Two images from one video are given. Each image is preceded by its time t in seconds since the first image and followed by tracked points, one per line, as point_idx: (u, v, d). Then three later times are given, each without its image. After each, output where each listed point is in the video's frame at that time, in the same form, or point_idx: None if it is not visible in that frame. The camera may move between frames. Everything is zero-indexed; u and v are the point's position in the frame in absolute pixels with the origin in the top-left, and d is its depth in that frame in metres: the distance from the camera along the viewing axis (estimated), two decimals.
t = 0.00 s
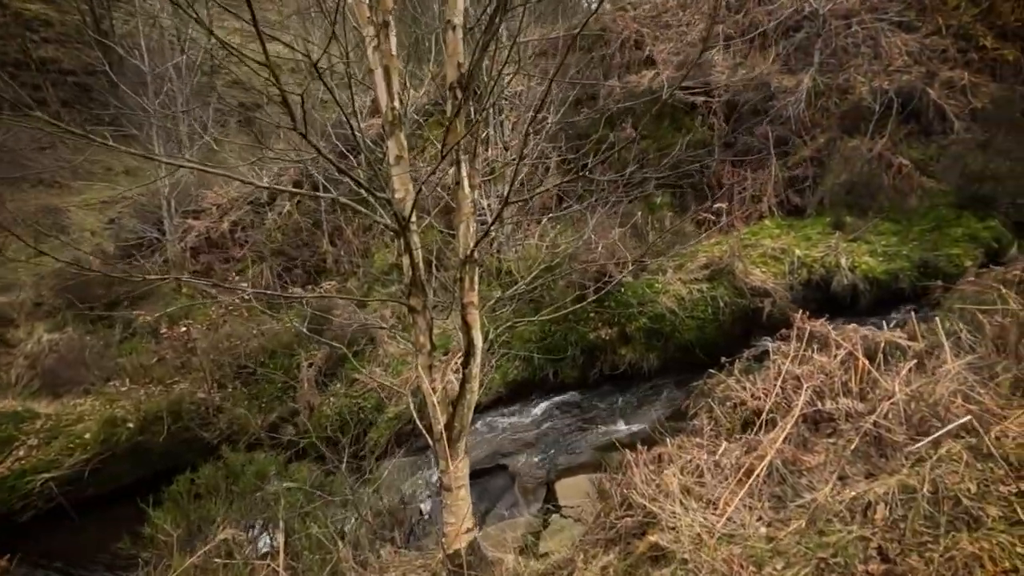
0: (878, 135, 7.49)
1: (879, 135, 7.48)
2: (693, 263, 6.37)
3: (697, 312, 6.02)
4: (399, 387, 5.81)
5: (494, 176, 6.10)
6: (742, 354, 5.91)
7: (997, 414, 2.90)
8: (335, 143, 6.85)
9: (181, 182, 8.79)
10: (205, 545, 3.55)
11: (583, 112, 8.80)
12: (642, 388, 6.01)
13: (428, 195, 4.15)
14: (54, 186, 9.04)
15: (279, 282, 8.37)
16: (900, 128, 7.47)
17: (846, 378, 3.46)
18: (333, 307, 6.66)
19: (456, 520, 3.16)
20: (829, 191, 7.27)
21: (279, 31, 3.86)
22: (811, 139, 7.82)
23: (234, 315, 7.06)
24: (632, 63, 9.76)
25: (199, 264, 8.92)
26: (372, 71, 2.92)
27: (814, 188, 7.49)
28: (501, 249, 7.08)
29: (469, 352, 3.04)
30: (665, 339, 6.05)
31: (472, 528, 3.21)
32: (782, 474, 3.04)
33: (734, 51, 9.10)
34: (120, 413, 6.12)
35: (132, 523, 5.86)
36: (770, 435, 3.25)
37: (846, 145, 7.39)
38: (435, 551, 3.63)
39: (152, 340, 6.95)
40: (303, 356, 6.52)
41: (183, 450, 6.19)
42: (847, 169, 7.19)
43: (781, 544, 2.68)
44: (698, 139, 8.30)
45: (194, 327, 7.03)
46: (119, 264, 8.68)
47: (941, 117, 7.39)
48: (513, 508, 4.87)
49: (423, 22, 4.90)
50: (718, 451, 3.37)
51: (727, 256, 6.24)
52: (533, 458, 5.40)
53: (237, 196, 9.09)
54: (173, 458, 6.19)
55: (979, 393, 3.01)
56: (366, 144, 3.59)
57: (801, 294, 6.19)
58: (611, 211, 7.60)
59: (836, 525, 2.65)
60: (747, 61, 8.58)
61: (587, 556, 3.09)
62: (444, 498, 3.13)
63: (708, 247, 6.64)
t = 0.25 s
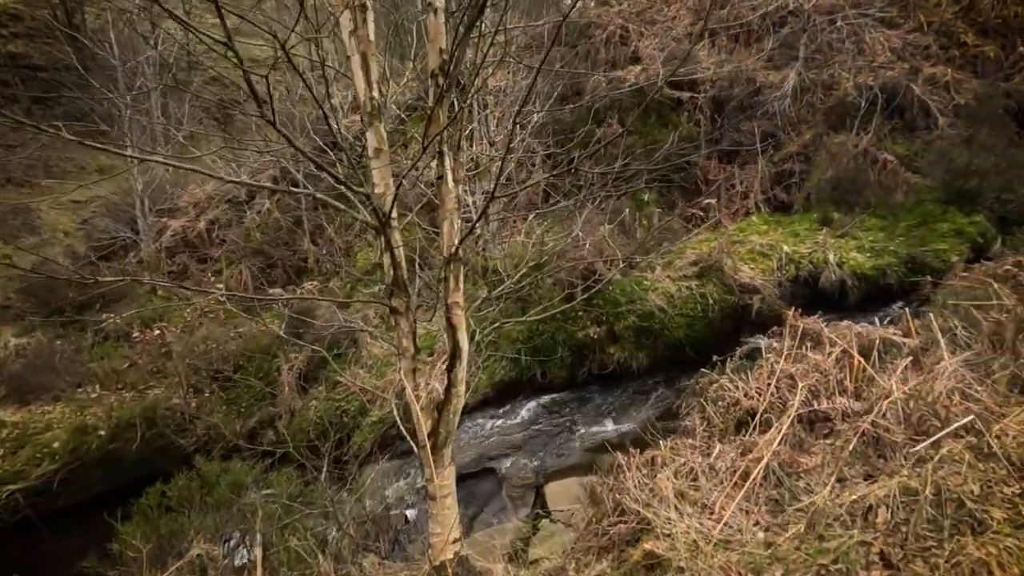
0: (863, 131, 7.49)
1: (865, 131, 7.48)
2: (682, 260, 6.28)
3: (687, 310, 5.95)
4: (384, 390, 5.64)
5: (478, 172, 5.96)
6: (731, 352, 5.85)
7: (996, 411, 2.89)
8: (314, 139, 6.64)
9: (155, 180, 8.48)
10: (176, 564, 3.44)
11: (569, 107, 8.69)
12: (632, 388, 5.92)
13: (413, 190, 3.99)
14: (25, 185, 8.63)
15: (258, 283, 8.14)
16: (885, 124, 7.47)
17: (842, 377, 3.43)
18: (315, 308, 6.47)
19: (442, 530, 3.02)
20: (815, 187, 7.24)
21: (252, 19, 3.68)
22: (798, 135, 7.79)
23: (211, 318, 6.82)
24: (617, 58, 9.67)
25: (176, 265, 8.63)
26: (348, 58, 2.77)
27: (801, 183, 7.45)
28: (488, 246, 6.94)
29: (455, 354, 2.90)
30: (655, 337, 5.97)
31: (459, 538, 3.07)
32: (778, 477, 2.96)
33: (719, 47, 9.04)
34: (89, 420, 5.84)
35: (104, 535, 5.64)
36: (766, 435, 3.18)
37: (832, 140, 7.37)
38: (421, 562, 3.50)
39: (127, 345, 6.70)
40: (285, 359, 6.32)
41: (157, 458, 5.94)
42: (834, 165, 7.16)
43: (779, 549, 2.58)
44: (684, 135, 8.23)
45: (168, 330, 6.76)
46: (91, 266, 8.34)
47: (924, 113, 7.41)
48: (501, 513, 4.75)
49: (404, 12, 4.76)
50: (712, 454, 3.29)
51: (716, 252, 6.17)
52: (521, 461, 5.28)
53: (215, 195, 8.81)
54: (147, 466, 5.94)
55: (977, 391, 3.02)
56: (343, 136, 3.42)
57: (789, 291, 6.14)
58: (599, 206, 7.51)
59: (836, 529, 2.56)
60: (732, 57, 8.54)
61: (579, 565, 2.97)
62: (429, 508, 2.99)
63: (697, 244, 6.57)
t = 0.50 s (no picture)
0: (860, 128, 7.44)
1: (862, 129, 7.43)
2: (679, 259, 6.21)
3: (684, 309, 5.89)
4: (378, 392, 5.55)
5: (473, 170, 5.87)
6: (729, 352, 5.79)
7: (1003, 415, 2.84)
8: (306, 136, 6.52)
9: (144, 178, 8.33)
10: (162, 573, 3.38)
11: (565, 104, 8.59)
12: (629, 388, 5.86)
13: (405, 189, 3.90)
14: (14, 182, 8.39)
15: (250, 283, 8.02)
16: (882, 122, 7.43)
17: (846, 381, 3.37)
18: (308, 309, 6.37)
19: (435, 538, 2.94)
20: (813, 185, 7.18)
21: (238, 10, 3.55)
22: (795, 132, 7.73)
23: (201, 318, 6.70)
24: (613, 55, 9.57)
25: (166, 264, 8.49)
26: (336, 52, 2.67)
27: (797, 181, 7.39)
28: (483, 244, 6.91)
29: (449, 358, 2.82)
30: (652, 337, 5.90)
31: (454, 546, 2.99)
32: (781, 482, 2.91)
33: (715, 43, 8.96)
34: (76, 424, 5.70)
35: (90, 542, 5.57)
36: (767, 440, 3.12)
37: (829, 138, 7.31)
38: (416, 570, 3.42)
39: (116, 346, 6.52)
40: (277, 361, 6.22)
41: (147, 463, 5.84)
42: (831, 162, 7.10)
43: (782, 557, 2.53)
44: (681, 133, 8.16)
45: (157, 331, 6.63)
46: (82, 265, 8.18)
47: (922, 111, 7.37)
48: (497, 517, 4.68)
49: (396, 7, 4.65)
50: (713, 458, 3.21)
51: (714, 251, 6.11)
52: (517, 463, 5.21)
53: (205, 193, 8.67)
54: (136, 470, 5.83)
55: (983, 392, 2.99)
56: (332, 132, 3.31)
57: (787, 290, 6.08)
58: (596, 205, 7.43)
59: (841, 537, 2.51)
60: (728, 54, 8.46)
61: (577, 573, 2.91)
62: (423, 516, 2.90)
63: (694, 242, 6.50)
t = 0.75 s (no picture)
0: (878, 125, 7.27)
1: (880, 125, 7.26)
2: (691, 257, 6.11)
3: (696, 309, 5.81)
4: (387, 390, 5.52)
5: (482, 167, 5.80)
6: (742, 353, 5.69)
7: None
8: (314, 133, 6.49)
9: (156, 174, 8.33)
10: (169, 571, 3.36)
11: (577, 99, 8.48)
12: (639, 389, 5.78)
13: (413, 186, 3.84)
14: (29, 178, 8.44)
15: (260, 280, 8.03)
16: (900, 118, 7.26)
17: (864, 385, 3.30)
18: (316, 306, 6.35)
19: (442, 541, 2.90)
20: (829, 182, 7.03)
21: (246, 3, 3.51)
22: (810, 128, 7.57)
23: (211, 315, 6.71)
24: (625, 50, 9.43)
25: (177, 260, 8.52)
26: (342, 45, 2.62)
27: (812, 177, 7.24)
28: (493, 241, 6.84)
29: (456, 358, 2.77)
30: (663, 337, 5.82)
31: (460, 549, 2.95)
32: (796, 488, 2.83)
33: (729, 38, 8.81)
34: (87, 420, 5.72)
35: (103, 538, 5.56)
36: (781, 445, 3.05)
37: (846, 134, 7.15)
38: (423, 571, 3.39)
39: (126, 341, 6.52)
40: (286, 358, 6.21)
41: (156, 460, 5.84)
42: (848, 159, 6.95)
43: (797, 565, 2.46)
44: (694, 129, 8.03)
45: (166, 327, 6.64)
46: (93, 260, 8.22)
47: (942, 107, 7.20)
48: (505, 517, 4.64)
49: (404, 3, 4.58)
50: (725, 463, 3.14)
51: (726, 250, 6.01)
52: (525, 463, 5.16)
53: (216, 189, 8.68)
54: (145, 466, 5.83)
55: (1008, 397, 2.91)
56: (338, 127, 3.25)
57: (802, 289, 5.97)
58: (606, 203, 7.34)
59: (860, 547, 2.45)
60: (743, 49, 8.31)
61: None
62: (429, 518, 2.86)
63: (707, 241, 6.39)
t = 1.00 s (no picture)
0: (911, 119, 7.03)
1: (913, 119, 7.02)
2: (714, 255, 5.99)
3: (720, 308, 5.70)
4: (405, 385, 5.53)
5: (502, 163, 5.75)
6: (767, 353, 5.57)
7: None
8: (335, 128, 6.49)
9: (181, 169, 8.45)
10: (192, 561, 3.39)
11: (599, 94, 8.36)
12: (660, 388, 5.69)
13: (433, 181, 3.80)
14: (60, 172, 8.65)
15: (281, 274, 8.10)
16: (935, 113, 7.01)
17: (897, 389, 3.20)
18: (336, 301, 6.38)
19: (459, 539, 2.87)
20: (859, 178, 6.82)
21: None
22: (840, 123, 7.35)
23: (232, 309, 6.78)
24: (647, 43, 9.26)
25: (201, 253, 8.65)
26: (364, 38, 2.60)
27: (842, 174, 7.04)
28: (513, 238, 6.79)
29: (476, 355, 2.73)
30: (685, 336, 5.72)
31: (478, 548, 2.92)
32: (825, 494, 2.76)
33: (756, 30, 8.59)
34: (114, 410, 5.84)
35: (127, 527, 5.65)
36: (810, 449, 2.97)
37: (878, 129, 6.93)
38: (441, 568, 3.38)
39: (151, 333, 6.61)
40: (305, 352, 6.25)
41: (180, 452, 5.89)
42: (879, 155, 6.74)
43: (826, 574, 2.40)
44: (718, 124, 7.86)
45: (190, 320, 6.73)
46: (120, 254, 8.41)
47: (979, 100, 6.93)
48: (523, 515, 4.61)
49: None
50: (750, 466, 3.06)
51: (751, 247, 5.87)
52: (544, 462, 5.13)
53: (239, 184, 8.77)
54: (169, 457, 5.89)
55: None
56: (359, 121, 3.23)
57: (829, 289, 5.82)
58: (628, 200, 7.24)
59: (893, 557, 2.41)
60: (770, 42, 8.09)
61: None
62: (447, 516, 2.84)
63: (730, 238, 6.26)
